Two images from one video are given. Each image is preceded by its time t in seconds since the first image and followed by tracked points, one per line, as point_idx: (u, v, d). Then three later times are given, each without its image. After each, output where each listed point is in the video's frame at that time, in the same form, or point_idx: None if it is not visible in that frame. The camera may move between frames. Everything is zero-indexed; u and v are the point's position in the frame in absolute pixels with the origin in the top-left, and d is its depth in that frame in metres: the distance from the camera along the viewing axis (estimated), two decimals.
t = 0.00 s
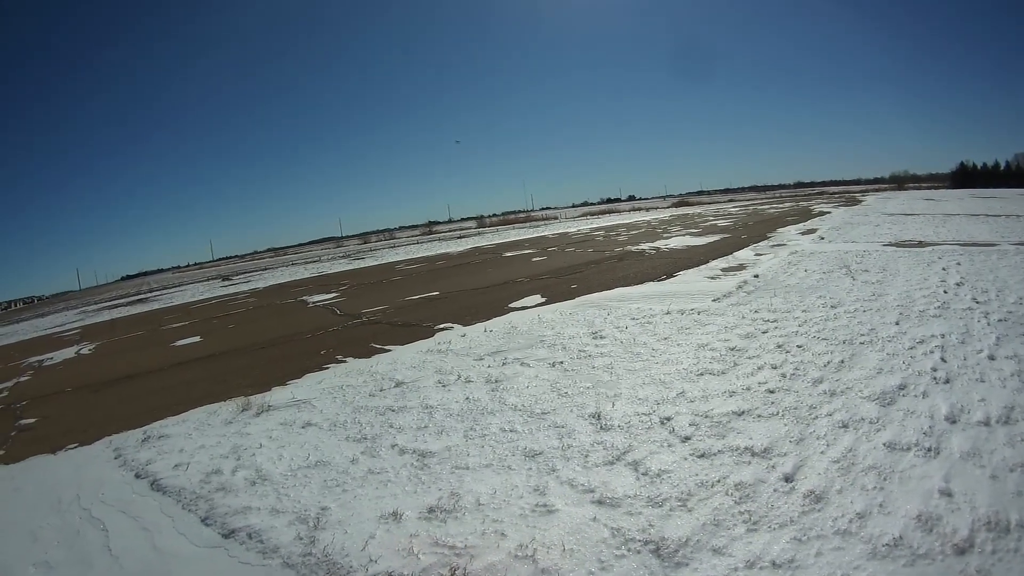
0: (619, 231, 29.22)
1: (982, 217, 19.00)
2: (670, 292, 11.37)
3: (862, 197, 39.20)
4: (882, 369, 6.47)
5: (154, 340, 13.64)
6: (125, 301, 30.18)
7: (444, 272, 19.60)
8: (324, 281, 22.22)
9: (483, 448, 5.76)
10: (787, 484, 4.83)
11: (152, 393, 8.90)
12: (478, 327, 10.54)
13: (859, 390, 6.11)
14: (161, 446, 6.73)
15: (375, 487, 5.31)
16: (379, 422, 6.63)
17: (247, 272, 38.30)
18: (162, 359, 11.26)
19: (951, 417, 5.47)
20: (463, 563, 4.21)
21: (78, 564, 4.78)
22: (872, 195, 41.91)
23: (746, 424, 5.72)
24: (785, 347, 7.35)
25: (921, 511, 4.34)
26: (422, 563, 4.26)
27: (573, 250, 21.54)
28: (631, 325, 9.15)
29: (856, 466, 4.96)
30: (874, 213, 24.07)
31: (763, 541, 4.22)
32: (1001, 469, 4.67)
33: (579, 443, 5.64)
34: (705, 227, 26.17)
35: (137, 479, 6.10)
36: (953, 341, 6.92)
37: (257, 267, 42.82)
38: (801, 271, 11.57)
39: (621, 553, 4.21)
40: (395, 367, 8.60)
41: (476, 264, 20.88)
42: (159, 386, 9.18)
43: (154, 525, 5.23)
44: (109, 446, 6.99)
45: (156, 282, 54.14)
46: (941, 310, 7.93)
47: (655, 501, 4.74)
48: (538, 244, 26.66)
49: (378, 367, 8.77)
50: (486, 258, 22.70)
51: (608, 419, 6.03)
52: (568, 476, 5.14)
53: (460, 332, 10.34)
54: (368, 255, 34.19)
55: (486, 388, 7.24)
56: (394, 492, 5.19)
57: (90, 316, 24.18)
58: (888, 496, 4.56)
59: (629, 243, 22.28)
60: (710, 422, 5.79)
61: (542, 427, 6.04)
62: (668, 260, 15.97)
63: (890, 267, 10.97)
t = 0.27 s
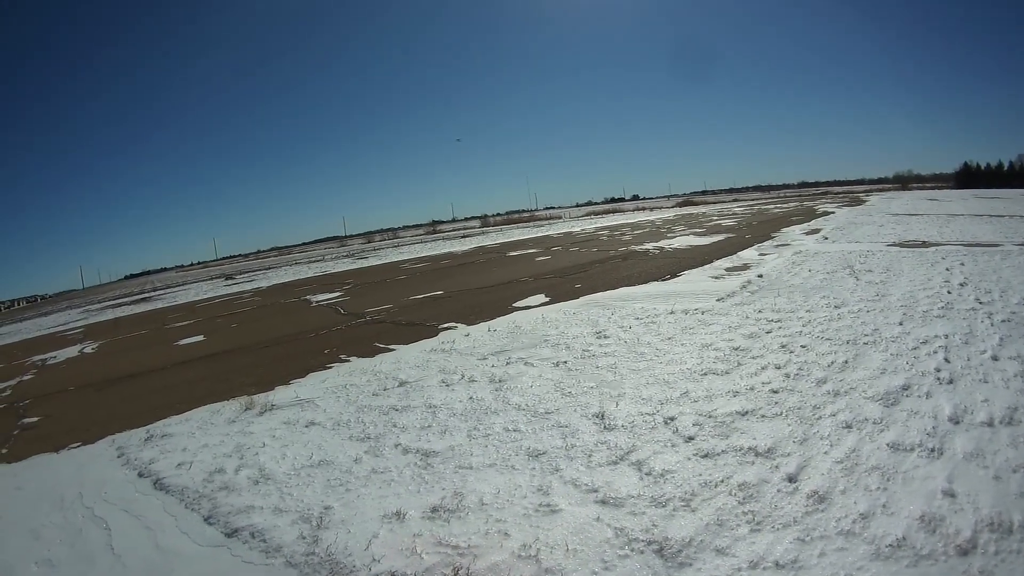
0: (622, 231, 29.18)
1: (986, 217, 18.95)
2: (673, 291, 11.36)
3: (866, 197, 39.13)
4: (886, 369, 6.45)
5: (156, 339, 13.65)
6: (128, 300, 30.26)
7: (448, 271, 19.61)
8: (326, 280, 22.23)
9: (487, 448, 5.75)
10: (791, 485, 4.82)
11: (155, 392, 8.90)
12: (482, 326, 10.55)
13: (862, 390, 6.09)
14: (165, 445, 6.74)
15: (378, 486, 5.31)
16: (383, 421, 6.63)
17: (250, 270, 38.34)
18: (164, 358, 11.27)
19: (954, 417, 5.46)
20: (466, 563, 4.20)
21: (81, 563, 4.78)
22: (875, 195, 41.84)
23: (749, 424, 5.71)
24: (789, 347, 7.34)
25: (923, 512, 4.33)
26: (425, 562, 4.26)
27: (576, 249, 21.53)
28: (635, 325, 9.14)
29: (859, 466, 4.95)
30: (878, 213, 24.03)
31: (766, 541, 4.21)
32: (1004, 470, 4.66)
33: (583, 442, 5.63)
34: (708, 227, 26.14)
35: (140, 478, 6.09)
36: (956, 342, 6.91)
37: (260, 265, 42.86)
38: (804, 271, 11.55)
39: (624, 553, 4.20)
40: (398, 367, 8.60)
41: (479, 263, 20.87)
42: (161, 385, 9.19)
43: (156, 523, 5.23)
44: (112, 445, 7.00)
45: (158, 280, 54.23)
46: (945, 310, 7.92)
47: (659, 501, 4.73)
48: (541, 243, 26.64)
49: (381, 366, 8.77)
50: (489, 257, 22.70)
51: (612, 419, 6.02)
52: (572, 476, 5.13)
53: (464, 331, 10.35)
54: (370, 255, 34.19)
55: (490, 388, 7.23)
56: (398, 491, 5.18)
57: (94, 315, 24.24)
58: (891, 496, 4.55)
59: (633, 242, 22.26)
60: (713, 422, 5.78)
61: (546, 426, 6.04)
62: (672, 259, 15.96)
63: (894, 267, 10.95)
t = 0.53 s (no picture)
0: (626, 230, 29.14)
1: (990, 220, 18.89)
2: (678, 291, 11.34)
3: (871, 198, 39.03)
4: (890, 371, 6.44)
5: (159, 335, 13.67)
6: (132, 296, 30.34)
7: (453, 268, 19.62)
8: (329, 277, 22.25)
9: (491, 446, 5.75)
10: (794, 485, 4.81)
11: (158, 387, 8.92)
12: (488, 324, 10.54)
13: (866, 391, 6.09)
14: (168, 441, 6.74)
15: (382, 483, 5.31)
16: (387, 418, 6.63)
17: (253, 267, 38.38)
18: (167, 354, 11.28)
19: (957, 420, 5.45)
20: (469, 561, 4.21)
21: (84, 558, 4.79)
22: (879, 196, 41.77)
23: (753, 424, 5.70)
24: (793, 347, 7.32)
25: (926, 514, 4.32)
26: (428, 559, 4.27)
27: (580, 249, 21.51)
28: (640, 324, 9.14)
29: (863, 468, 4.94)
30: (883, 214, 23.94)
31: (769, 542, 4.20)
32: (1007, 473, 4.65)
33: (587, 441, 5.63)
34: (712, 227, 26.09)
35: (143, 473, 6.10)
36: (961, 344, 6.89)
37: (263, 262, 42.90)
38: (809, 271, 11.54)
39: (627, 552, 4.20)
40: (403, 364, 8.60)
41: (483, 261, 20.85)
42: (164, 381, 9.19)
43: (159, 519, 5.23)
44: (116, 440, 7.00)
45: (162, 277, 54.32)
46: (949, 312, 7.90)
47: (663, 500, 4.73)
48: (546, 241, 26.64)
49: (386, 363, 8.77)
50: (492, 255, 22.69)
51: (616, 418, 6.02)
52: (575, 474, 5.13)
53: (469, 328, 10.35)
54: (373, 253, 34.20)
55: (494, 385, 7.23)
56: (402, 488, 5.19)
57: (97, 310, 24.32)
58: (894, 498, 4.54)
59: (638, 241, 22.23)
60: (717, 422, 5.77)
61: (550, 424, 6.03)
62: (678, 258, 15.95)
63: (899, 269, 10.93)
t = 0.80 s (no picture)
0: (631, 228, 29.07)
1: (996, 217, 18.81)
2: (684, 289, 11.32)
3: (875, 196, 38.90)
4: (895, 369, 6.42)
5: (163, 335, 13.71)
6: (138, 295, 30.42)
7: (460, 267, 19.63)
8: (333, 277, 22.25)
9: (497, 444, 5.75)
10: (800, 484, 4.80)
11: (163, 387, 8.92)
12: (494, 322, 10.54)
13: (872, 389, 6.07)
14: (174, 440, 6.74)
15: (388, 481, 5.31)
16: (393, 417, 6.63)
17: (258, 266, 38.40)
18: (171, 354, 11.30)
19: (963, 418, 5.43)
20: (475, 559, 4.21)
21: (92, 557, 4.80)
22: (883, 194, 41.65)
23: (759, 422, 5.69)
24: (799, 345, 7.31)
25: (931, 512, 4.30)
26: (434, 558, 4.27)
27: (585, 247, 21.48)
28: (646, 322, 9.12)
29: (869, 466, 4.93)
30: (889, 211, 23.88)
31: (775, 540, 4.19)
32: (1012, 471, 4.63)
33: (593, 439, 5.62)
34: (718, 224, 26.01)
35: (148, 472, 6.10)
36: (966, 341, 6.87)
37: (267, 262, 42.95)
38: (815, 269, 11.51)
39: (633, 550, 4.20)
40: (409, 362, 8.60)
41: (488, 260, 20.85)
42: (169, 381, 9.19)
43: (164, 518, 5.23)
44: (122, 439, 7.01)
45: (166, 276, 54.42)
46: (954, 310, 7.88)
47: (669, 499, 4.72)
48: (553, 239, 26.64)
49: (392, 362, 8.77)
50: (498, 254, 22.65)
51: (622, 416, 6.01)
52: (581, 472, 5.12)
53: (476, 327, 10.34)
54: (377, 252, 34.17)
55: (501, 384, 7.23)
56: (408, 487, 5.19)
57: (103, 310, 24.40)
58: (900, 496, 4.53)
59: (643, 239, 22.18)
60: (723, 420, 5.76)
61: (556, 423, 6.03)
62: (685, 256, 15.93)
63: (904, 266, 10.89)
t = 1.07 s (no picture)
0: (640, 228, 28.98)
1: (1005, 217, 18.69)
2: (693, 289, 11.30)
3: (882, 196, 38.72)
4: (904, 369, 6.40)
5: (170, 333, 13.75)
6: (145, 294, 30.55)
7: (468, 266, 19.63)
8: (338, 277, 22.29)
9: (506, 443, 5.75)
10: (808, 484, 4.78)
11: (170, 386, 8.94)
12: (504, 322, 10.53)
13: (880, 390, 6.05)
14: (182, 438, 6.76)
15: (397, 480, 5.31)
16: (402, 416, 6.63)
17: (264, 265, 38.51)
18: (177, 353, 11.33)
19: (971, 419, 5.41)
20: (483, 558, 4.22)
21: (100, 555, 4.81)
22: (891, 194, 41.41)
23: (768, 422, 5.67)
24: (808, 346, 7.29)
25: (938, 513, 4.29)
26: (442, 557, 4.27)
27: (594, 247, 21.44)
28: (655, 322, 9.11)
29: (877, 467, 4.91)
30: (897, 212, 23.75)
31: (783, 541, 4.18)
32: (1020, 473, 4.61)
33: (602, 439, 5.62)
34: (727, 224, 25.93)
35: (157, 470, 6.12)
36: (974, 342, 6.85)
37: (273, 261, 43.04)
38: (823, 269, 11.47)
39: (641, 550, 4.19)
40: (418, 361, 8.60)
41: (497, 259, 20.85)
42: (176, 380, 9.21)
43: (172, 516, 5.25)
44: (130, 437, 7.03)
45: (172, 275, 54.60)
46: (963, 310, 7.85)
47: (677, 498, 4.71)
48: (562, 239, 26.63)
49: (401, 361, 8.78)
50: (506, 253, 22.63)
51: (631, 416, 6.00)
52: (590, 472, 5.12)
53: (485, 326, 10.34)
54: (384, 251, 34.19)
55: (510, 383, 7.23)
56: (416, 486, 5.19)
57: (111, 308, 24.54)
58: (908, 497, 4.51)
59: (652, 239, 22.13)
60: (732, 420, 5.75)
61: (565, 422, 6.02)
62: (695, 256, 15.90)
63: (913, 267, 10.85)
